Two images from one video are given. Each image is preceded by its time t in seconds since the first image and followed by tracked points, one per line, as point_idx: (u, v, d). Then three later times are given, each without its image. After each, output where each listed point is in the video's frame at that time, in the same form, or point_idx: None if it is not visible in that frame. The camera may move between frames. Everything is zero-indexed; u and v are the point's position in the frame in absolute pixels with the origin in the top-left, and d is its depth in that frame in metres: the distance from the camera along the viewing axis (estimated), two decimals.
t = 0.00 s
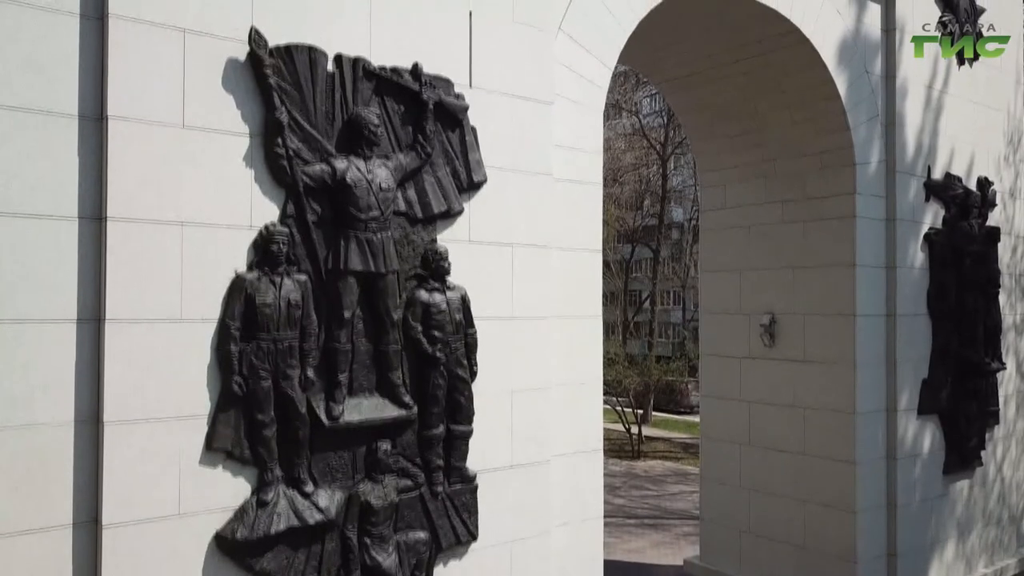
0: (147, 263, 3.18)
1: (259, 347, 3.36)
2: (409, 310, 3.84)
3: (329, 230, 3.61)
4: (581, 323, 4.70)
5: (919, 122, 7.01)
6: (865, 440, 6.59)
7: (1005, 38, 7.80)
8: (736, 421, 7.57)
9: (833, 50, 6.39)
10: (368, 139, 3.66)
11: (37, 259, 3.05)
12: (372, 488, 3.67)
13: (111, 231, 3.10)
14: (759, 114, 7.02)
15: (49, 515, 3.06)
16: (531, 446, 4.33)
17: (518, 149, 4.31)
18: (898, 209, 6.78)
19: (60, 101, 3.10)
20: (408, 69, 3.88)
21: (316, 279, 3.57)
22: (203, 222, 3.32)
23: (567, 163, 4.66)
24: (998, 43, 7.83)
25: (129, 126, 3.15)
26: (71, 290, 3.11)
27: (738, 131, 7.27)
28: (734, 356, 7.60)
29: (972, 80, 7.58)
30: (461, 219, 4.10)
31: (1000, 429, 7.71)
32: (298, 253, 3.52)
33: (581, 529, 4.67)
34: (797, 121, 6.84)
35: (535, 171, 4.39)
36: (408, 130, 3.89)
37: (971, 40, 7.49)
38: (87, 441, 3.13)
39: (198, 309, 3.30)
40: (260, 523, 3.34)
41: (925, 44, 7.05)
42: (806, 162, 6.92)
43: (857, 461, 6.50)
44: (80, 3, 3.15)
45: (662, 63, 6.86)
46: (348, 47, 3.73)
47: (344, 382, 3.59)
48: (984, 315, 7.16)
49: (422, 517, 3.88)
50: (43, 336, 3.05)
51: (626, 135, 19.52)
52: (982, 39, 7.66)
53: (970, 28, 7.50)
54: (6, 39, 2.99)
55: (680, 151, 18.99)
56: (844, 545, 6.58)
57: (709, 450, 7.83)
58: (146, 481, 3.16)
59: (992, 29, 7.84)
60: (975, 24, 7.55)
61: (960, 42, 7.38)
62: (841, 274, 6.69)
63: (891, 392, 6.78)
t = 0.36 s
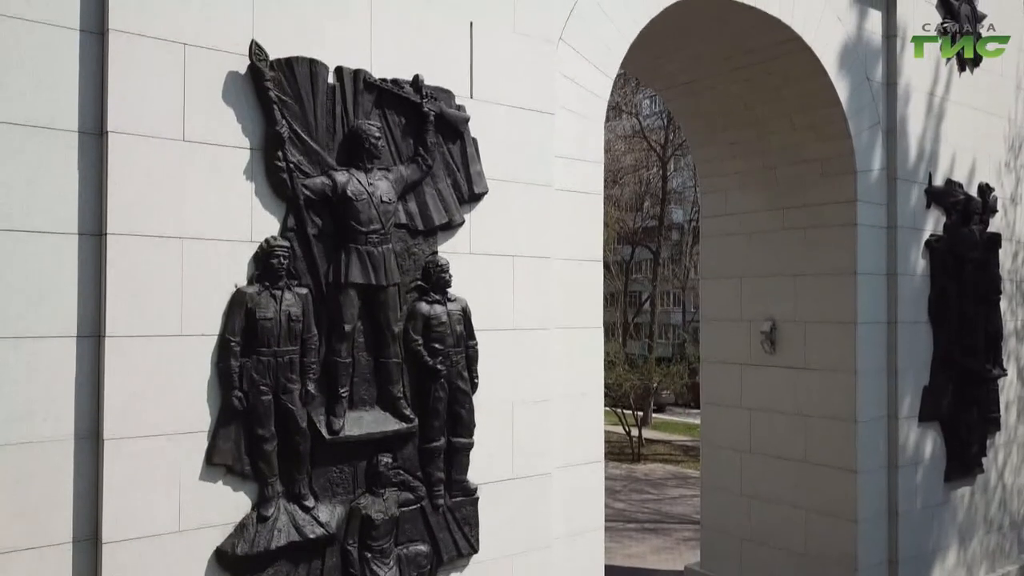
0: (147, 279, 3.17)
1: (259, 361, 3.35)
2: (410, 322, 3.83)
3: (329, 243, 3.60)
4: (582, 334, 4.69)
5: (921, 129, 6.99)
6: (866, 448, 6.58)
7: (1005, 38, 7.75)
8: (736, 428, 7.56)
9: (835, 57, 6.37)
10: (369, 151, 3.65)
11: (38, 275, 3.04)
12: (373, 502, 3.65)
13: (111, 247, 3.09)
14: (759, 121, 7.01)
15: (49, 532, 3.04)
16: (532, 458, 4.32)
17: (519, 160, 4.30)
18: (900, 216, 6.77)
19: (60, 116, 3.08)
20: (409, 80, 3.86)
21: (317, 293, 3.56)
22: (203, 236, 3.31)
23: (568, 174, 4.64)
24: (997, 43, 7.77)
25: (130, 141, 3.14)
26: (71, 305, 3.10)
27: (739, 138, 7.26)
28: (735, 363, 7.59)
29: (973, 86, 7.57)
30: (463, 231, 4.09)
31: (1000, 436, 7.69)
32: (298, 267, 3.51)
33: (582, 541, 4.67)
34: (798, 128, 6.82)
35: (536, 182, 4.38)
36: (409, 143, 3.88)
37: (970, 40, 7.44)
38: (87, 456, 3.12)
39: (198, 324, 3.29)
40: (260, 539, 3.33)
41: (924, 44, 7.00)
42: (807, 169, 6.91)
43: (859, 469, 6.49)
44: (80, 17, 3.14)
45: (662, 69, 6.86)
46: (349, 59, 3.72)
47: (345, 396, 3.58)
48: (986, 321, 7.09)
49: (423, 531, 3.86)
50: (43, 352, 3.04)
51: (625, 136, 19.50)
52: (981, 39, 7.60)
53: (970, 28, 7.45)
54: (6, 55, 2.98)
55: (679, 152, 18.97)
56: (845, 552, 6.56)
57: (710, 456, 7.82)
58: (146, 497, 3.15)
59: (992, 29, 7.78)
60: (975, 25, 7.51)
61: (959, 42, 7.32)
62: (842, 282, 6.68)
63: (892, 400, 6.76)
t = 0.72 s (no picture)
0: (147, 293, 3.16)
1: (259, 376, 3.34)
2: (410, 335, 3.82)
3: (330, 256, 3.59)
4: (583, 344, 4.68)
5: (923, 135, 6.97)
6: (867, 456, 6.57)
7: (1005, 37, 7.73)
8: (737, 434, 7.56)
9: (836, 64, 6.35)
10: (369, 165, 3.64)
11: (38, 290, 3.03)
12: (373, 516, 3.64)
13: (111, 261, 3.08)
14: (760, 128, 7.00)
15: (49, 548, 3.03)
16: (533, 470, 4.31)
17: (520, 171, 4.29)
18: (901, 223, 6.76)
19: (60, 131, 3.08)
20: (409, 93, 3.85)
21: (317, 306, 3.55)
22: (204, 250, 3.30)
23: (568, 183, 4.63)
24: (998, 43, 7.75)
25: (130, 155, 3.13)
26: (71, 321, 3.09)
27: (739, 144, 7.25)
28: (736, 370, 7.58)
29: (974, 92, 7.55)
30: (463, 242, 4.08)
31: (1001, 442, 7.68)
32: (298, 281, 3.50)
33: (583, 552, 4.66)
34: (798, 135, 6.81)
35: (536, 192, 4.37)
36: (410, 155, 3.87)
37: (971, 38, 7.42)
38: (87, 472, 3.11)
39: (198, 338, 3.28)
40: (260, 554, 3.32)
41: (924, 44, 6.99)
42: (807, 176, 6.89)
43: (860, 477, 6.48)
44: (80, 32, 3.12)
45: (662, 76, 6.85)
46: (349, 71, 3.71)
47: (345, 410, 3.57)
48: (987, 327, 7.05)
49: (424, 543, 3.86)
50: (43, 367, 3.03)
51: (626, 138, 19.48)
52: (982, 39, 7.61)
53: (970, 27, 7.43)
54: (6, 69, 2.97)
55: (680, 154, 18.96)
56: (846, 561, 6.55)
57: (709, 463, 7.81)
58: (146, 512, 3.14)
59: (992, 28, 7.77)
60: (976, 26, 7.51)
61: (959, 42, 7.30)
62: (843, 289, 6.67)
63: (894, 407, 6.75)
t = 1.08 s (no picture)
0: (147, 310, 3.15)
1: (260, 391, 3.33)
2: (411, 348, 3.81)
3: (330, 269, 3.58)
4: (584, 354, 4.67)
5: (924, 142, 6.96)
6: (869, 463, 6.55)
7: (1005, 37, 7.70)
8: (737, 441, 7.55)
9: (837, 71, 6.34)
10: (370, 178, 3.63)
11: (38, 307, 3.02)
12: (373, 530, 3.63)
13: (111, 278, 3.07)
14: (761, 135, 6.99)
15: (48, 566, 3.02)
16: (535, 482, 4.30)
17: (521, 182, 4.28)
18: (902, 230, 6.74)
19: (60, 147, 3.06)
20: (410, 105, 3.84)
21: (317, 320, 3.54)
22: (204, 266, 3.29)
23: (569, 194, 4.63)
24: (998, 43, 7.73)
25: (130, 171, 3.12)
26: (70, 337, 3.08)
27: (740, 151, 7.25)
28: (736, 377, 7.57)
29: (975, 98, 7.54)
30: (465, 254, 4.07)
31: (1002, 448, 7.67)
32: (299, 295, 3.49)
33: (584, 564, 4.64)
34: (799, 142, 6.80)
35: (537, 204, 4.36)
36: (410, 167, 3.86)
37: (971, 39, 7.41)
38: (87, 489, 3.10)
39: (199, 354, 3.27)
40: (260, 570, 3.31)
41: (924, 44, 6.97)
42: (809, 183, 6.88)
43: (861, 485, 6.46)
44: (80, 47, 3.11)
45: (662, 82, 6.84)
46: (349, 84, 3.70)
47: (346, 424, 3.56)
48: (988, 333, 7.01)
49: (425, 558, 3.82)
50: (42, 385, 3.02)
51: (625, 140, 19.47)
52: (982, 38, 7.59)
53: (970, 28, 7.41)
54: (5, 86, 2.96)
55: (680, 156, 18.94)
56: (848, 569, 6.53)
57: (710, 470, 7.80)
58: (146, 529, 3.13)
59: (992, 28, 7.75)
60: (976, 26, 7.49)
61: (960, 43, 7.28)
62: (844, 296, 6.66)
63: (895, 415, 6.74)
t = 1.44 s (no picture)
0: (147, 325, 3.14)
1: (259, 407, 3.32)
2: (411, 361, 3.80)
3: (330, 283, 3.56)
4: (585, 365, 4.66)
5: (925, 148, 6.94)
6: (870, 471, 6.53)
7: (1005, 38, 7.68)
8: (738, 449, 7.53)
9: (838, 79, 6.32)
10: (370, 191, 3.62)
11: (37, 323, 3.00)
12: (373, 544, 3.61)
13: (111, 294, 3.06)
14: (762, 142, 6.98)
15: None
16: (536, 494, 4.29)
17: (522, 193, 4.27)
18: (904, 237, 6.73)
19: (59, 162, 3.05)
20: (411, 117, 3.83)
21: (317, 334, 3.53)
22: (204, 281, 3.27)
23: (569, 205, 4.61)
24: (998, 43, 7.71)
25: (130, 186, 3.11)
26: (70, 354, 3.06)
27: (740, 157, 7.23)
28: (737, 384, 7.56)
29: (976, 105, 7.53)
30: (465, 267, 4.05)
31: (1004, 455, 7.65)
32: (299, 309, 3.48)
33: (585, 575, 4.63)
34: (800, 148, 6.78)
35: (538, 215, 4.35)
36: (411, 180, 3.85)
37: (971, 37, 7.38)
38: (86, 506, 3.08)
39: (199, 370, 3.25)
40: None
41: (925, 44, 6.95)
42: (810, 191, 6.87)
43: (863, 493, 6.44)
44: (79, 61, 3.09)
45: (662, 89, 6.83)
46: (350, 97, 3.68)
47: (346, 438, 3.54)
48: (988, 341, 7.02)
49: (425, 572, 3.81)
50: (41, 401, 3.01)
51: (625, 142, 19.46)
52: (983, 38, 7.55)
53: (970, 27, 7.39)
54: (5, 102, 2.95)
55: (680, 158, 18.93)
56: None
57: (711, 477, 7.79)
58: (145, 546, 3.11)
59: (992, 29, 7.73)
60: (976, 25, 7.47)
61: (959, 43, 7.26)
62: (845, 304, 6.64)
63: (896, 422, 6.72)
